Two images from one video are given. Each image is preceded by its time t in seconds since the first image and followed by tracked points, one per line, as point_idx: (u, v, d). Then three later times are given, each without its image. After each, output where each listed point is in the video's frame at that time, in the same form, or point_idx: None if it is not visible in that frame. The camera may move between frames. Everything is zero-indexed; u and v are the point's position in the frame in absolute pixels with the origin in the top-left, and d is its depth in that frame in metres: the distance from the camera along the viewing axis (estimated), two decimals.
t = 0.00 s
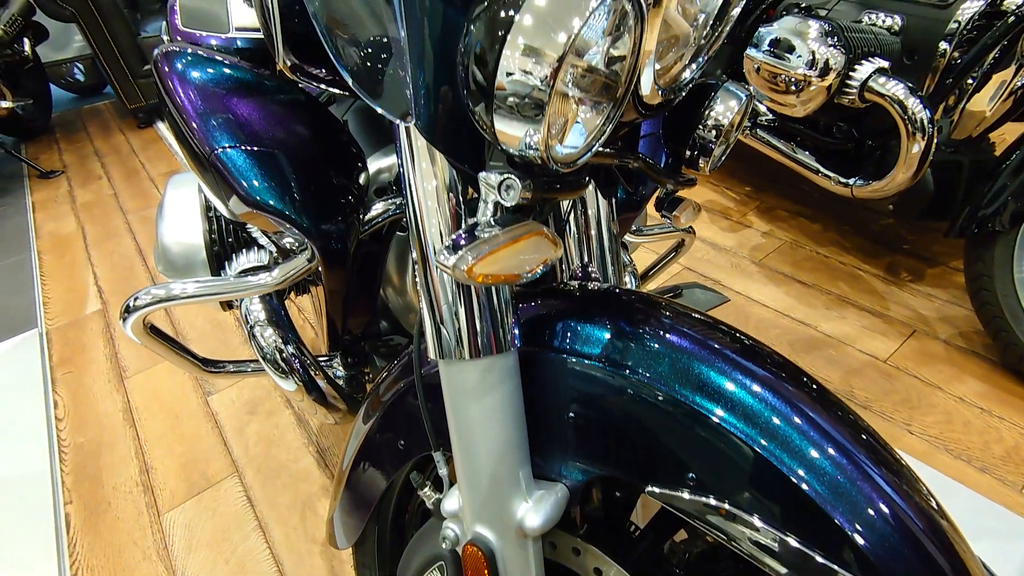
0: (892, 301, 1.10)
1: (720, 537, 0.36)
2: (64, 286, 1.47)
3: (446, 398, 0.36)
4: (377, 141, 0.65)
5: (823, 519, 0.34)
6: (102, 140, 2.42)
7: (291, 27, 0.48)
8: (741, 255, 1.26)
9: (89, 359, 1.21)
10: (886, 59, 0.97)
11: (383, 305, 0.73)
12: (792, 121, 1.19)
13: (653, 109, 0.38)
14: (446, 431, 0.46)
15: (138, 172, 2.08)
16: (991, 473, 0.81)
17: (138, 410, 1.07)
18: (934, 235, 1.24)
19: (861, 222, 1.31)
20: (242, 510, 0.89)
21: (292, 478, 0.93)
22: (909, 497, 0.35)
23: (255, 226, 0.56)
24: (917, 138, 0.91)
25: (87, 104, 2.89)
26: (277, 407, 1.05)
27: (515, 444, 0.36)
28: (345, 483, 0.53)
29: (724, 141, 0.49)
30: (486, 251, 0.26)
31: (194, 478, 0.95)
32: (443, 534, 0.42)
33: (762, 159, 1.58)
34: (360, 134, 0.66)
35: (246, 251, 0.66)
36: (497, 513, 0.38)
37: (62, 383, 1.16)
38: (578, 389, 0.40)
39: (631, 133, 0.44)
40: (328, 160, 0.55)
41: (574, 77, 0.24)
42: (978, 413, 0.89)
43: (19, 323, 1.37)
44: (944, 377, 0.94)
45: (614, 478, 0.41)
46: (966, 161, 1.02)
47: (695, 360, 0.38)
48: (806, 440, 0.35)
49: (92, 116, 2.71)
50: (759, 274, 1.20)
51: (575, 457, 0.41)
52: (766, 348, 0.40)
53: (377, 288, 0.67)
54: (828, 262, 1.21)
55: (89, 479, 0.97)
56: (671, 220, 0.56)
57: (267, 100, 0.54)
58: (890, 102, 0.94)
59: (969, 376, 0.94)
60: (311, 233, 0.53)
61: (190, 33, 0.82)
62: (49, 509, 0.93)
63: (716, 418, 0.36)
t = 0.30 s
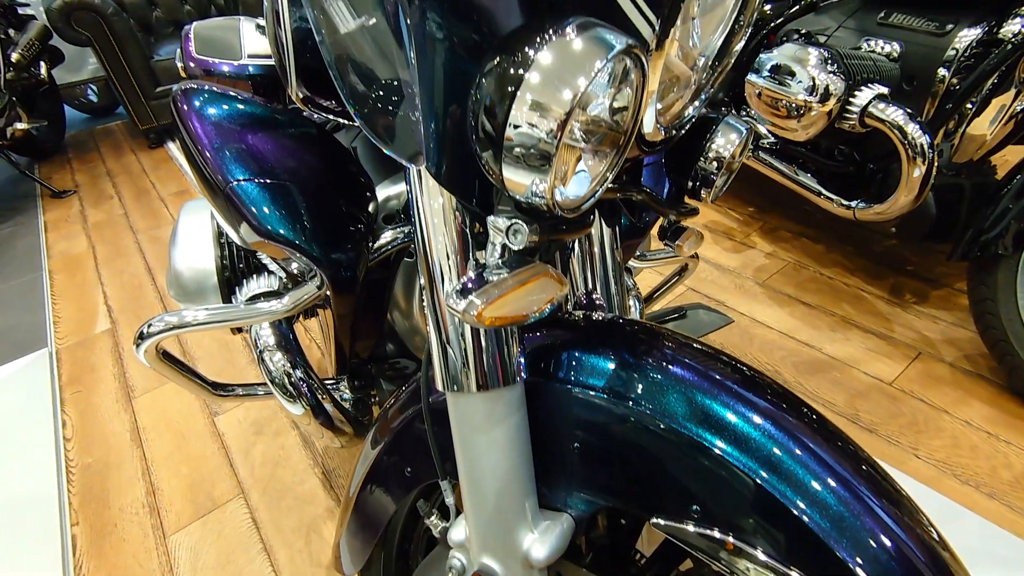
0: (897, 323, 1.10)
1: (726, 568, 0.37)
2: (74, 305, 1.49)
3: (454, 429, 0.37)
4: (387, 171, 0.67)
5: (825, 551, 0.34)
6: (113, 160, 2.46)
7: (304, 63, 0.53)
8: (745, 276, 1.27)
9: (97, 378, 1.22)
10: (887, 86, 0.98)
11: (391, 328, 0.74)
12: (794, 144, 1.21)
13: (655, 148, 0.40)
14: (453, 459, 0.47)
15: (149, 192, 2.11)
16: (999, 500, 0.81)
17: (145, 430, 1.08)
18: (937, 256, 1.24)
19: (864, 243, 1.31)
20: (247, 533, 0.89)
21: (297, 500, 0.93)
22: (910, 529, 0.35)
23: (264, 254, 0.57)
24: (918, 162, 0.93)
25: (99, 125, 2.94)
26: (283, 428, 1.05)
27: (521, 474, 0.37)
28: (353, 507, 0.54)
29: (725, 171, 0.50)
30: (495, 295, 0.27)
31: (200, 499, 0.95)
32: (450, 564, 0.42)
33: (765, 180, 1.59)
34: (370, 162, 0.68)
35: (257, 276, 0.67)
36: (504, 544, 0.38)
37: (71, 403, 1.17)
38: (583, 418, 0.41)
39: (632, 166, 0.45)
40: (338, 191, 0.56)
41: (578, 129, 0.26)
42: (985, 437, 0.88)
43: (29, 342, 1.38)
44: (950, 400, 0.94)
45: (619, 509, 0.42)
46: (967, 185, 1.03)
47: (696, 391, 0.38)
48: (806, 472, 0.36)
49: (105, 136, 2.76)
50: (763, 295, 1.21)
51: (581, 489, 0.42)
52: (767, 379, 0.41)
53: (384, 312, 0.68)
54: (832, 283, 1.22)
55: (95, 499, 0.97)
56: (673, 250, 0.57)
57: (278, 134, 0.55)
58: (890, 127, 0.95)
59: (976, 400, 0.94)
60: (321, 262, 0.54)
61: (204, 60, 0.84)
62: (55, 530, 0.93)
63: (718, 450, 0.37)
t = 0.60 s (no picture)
0: (900, 344, 1.10)
1: None
2: (82, 324, 1.50)
3: (460, 461, 0.37)
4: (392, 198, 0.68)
5: None
6: (123, 180, 2.50)
7: (315, 95, 0.57)
8: (747, 297, 1.27)
9: (104, 398, 1.23)
10: (883, 111, 1.00)
11: (396, 352, 0.75)
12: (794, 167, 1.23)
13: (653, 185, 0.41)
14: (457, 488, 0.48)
15: (157, 211, 2.14)
16: (1006, 525, 0.80)
17: (150, 451, 1.09)
18: (939, 277, 1.25)
19: (866, 263, 1.32)
20: (251, 555, 0.89)
21: (301, 522, 0.93)
22: (907, 561, 0.35)
23: (271, 281, 0.58)
24: (916, 187, 0.93)
25: (110, 144, 2.99)
26: (287, 449, 1.06)
27: (525, 506, 0.38)
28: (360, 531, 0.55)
29: (724, 203, 0.51)
30: (497, 336, 0.29)
31: (204, 521, 0.95)
32: None
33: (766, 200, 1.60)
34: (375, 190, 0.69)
35: (265, 301, 0.68)
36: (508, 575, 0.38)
37: (77, 423, 1.18)
38: (584, 448, 0.42)
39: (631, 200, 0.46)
40: (346, 221, 0.57)
41: (579, 179, 0.27)
42: (990, 461, 0.88)
43: (38, 361, 1.40)
44: (955, 423, 0.94)
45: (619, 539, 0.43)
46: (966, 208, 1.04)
47: (695, 422, 0.39)
48: (804, 503, 0.36)
49: (115, 156, 2.80)
50: (765, 315, 1.21)
51: (583, 521, 0.43)
52: (765, 410, 0.41)
53: (389, 337, 0.69)
54: (834, 304, 1.22)
55: (100, 521, 0.97)
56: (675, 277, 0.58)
57: (287, 167, 0.57)
58: (887, 151, 0.95)
59: (980, 423, 0.94)
60: (328, 289, 0.55)
61: (215, 86, 0.86)
62: (59, 552, 0.93)
63: (716, 481, 0.37)
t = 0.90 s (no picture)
0: (902, 365, 1.10)
1: None
2: (88, 342, 1.52)
3: (462, 490, 0.38)
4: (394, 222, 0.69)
5: None
6: (131, 197, 2.54)
7: (322, 125, 0.59)
8: (749, 316, 1.28)
9: (109, 416, 1.24)
10: (881, 134, 1.02)
11: (399, 373, 0.76)
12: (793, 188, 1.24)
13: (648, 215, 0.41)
14: (459, 513, 0.48)
15: (164, 229, 2.16)
16: (1011, 550, 0.79)
17: (154, 470, 1.09)
18: (940, 297, 1.25)
19: (868, 283, 1.33)
20: None
21: (303, 543, 0.93)
22: None
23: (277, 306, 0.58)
24: (914, 209, 0.95)
25: (118, 162, 3.04)
26: (290, 468, 1.06)
27: (526, 533, 0.38)
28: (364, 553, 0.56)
29: (722, 231, 0.52)
30: (499, 372, 0.30)
31: (206, 541, 0.95)
32: None
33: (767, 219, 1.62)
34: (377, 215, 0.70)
35: (270, 324, 0.69)
36: None
37: (82, 441, 1.18)
38: (585, 475, 0.42)
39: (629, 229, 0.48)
40: (351, 247, 0.58)
41: (575, 219, 0.28)
42: (995, 485, 0.88)
43: (44, 379, 1.41)
44: (958, 445, 0.94)
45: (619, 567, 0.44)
46: (966, 230, 1.05)
47: (694, 451, 0.40)
48: (802, 533, 0.36)
49: (124, 174, 2.84)
50: (767, 335, 1.22)
51: (583, 548, 0.44)
52: (763, 438, 0.42)
53: (390, 359, 0.70)
54: (836, 324, 1.22)
55: (103, 541, 0.98)
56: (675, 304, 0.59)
57: (296, 196, 0.58)
58: (885, 175, 0.97)
59: (983, 445, 0.93)
60: (334, 316, 0.55)
61: (224, 109, 0.88)
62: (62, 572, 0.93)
63: (715, 510, 0.38)
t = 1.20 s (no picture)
0: (904, 386, 1.10)
1: None
2: (92, 358, 1.52)
3: (463, 518, 0.38)
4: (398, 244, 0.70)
5: None
6: (137, 213, 2.56)
7: (328, 151, 0.61)
8: (750, 335, 1.28)
9: (111, 433, 1.24)
10: (879, 157, 1.02)
11: (402, 394, 0.77)
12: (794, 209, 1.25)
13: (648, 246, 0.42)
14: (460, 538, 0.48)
15: (169, 244, 2.18)
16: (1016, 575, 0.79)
17: (155, 488, 1.09)
18: (942, 317, 1.25)
19: (869, 302, 1.33)
20: None
21: (303, 563, 0.93)
22: None
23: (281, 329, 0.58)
24: (914, 230, 0.95)
25: (125, 178, 3.07)
26: (291, 487, 1.06)
27: (526, 561, 0.39)
28: None
29: (722, 257, 0.52)
30: (501, 406, 0.30)
31: (206, 561, 0.95)
32: None
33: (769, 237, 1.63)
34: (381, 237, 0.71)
35: (275, 345, 0.70)
36: None
37: (84, 458, 1.19)
38: (586, 502, 0.43)
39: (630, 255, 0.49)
40: (355, 272, 0.59)
41: (574, 256, 0.29)
42: (998, 508, 0.87)
43: (47, 395, 1.41)
44: (961, 468, 0.93)
45: None
46: (965, 251, 1.06)
47: (693, 479, 0.40)
48: (801, 564, 0.36)
49: (130, 190, 2.87)
50: (769, 354, 1.22)
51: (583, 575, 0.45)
52: (762, 465, 0.42)
53: (393, 380, 0.71)
54: (837, 343, 1.23)
55: (102, 560, 0.97)
56: (676, 329, 0.59)
57: (301, 222, 0.59)
58: (885, 197, 0.97)
59: (987, 467, 0.93)
60: (337, 339, 0.55)
61: (231, 129, 0.89)
62: None
63: (714, 540, 0.38)
